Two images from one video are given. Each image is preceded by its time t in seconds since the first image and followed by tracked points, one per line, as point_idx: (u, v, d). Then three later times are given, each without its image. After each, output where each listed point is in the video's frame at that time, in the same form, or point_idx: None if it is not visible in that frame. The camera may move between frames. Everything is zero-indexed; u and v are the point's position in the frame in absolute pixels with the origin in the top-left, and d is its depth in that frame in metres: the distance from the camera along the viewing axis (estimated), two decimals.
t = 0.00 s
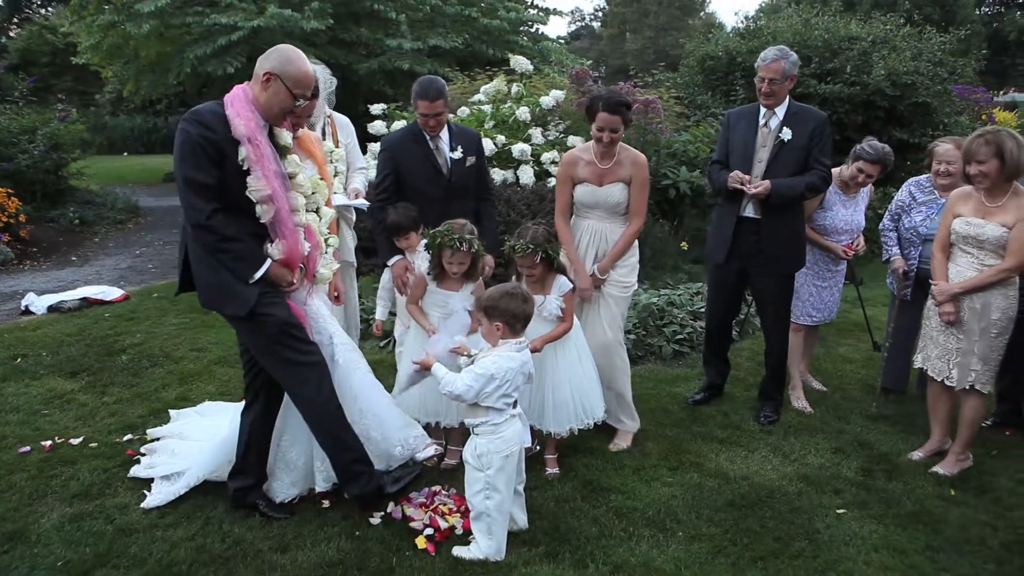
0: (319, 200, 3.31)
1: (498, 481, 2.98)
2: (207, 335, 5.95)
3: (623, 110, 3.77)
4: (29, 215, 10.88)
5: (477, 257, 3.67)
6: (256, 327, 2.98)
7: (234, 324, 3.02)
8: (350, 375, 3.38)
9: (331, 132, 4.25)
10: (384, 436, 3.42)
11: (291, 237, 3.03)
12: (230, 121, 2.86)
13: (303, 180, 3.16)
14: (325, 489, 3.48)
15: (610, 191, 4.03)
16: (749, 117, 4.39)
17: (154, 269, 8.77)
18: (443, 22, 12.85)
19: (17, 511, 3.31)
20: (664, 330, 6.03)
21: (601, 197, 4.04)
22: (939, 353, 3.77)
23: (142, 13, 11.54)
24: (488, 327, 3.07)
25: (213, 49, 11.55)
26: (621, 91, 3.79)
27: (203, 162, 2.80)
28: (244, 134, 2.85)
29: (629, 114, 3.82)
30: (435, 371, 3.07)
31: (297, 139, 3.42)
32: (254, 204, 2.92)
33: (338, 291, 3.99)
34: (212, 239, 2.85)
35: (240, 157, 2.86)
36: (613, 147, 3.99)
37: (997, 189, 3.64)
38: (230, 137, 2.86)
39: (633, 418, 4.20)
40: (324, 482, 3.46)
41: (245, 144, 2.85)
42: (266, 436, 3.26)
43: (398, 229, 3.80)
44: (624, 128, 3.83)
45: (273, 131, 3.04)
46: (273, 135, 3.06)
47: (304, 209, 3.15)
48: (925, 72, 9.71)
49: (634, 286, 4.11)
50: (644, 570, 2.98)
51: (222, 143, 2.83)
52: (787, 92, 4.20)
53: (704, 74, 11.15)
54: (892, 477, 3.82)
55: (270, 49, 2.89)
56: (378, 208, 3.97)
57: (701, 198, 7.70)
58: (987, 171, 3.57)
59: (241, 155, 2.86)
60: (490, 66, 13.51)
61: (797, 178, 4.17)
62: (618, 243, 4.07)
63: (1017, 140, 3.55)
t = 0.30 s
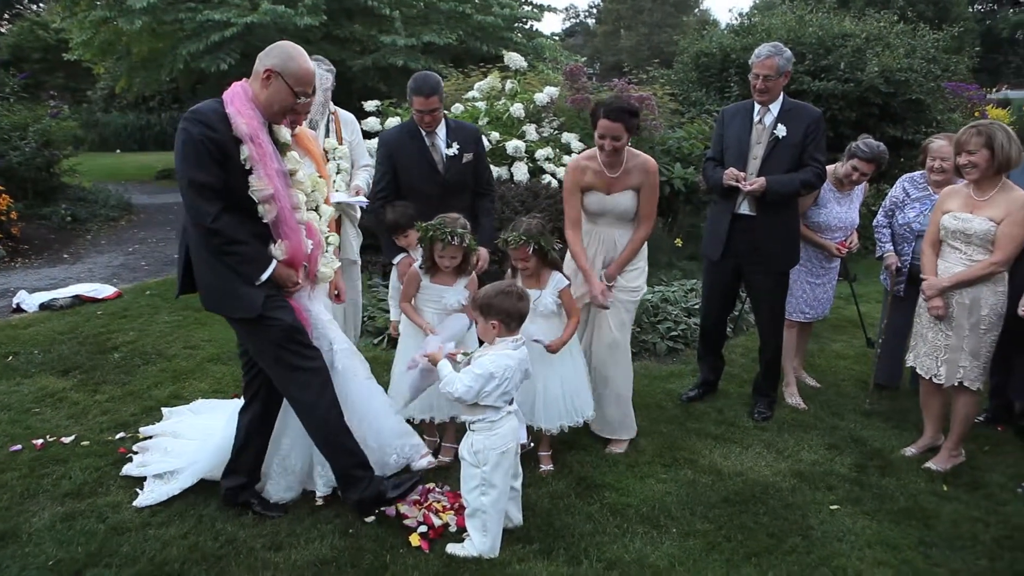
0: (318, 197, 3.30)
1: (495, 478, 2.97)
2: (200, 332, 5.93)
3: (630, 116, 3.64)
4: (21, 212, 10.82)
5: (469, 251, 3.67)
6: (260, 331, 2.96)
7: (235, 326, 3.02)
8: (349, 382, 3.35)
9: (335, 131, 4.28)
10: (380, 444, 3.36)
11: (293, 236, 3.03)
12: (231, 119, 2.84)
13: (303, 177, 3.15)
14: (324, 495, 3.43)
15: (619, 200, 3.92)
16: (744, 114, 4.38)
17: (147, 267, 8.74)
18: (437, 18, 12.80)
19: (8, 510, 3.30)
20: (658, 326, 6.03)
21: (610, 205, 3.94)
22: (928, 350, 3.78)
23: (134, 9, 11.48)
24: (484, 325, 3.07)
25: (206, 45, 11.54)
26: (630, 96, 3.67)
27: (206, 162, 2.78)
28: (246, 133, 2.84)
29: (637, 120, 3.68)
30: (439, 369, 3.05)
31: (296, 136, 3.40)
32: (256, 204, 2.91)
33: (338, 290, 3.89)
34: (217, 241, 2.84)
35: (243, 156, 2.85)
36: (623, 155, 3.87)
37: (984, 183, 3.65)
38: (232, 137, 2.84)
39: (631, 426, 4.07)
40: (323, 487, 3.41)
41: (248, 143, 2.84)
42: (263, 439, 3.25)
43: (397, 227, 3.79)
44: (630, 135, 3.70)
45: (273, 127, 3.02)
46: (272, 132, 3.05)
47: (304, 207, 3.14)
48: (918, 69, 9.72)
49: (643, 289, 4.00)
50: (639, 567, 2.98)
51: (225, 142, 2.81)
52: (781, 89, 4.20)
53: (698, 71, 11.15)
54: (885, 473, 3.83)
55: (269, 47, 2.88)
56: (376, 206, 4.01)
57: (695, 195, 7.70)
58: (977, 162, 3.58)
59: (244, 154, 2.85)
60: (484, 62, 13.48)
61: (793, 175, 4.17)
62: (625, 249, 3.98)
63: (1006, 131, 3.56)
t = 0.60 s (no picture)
0: (327, 199, 3.27)
1: (493, 476, 2.98)
2: (192, 330, 5.91)
3: (622, 146, 3.52)
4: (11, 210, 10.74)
5: (460, 250, 3.63)
6: (278, 345, 2.86)
7: (250, 342, 2.92)
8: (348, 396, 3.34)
9: (336, 129, 4.25)
10: (369, 461, 3.35)
11: (312, 241, 3.01)
12: (245, 127, 2.75)
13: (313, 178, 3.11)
14: (317, 501, 3.38)
15: (628, 224, 3.88)
16: (736, 111, 4.38)
17: (138, 264, 8.69)
18: (429, 15, 12.76)
19: None
20: (651, 323, 6.04)
21: (618, 229, 3.88)
22: (917, 346, 3.78)
23: (124, 5, 11.41)
24: (477, 325, 3.06)
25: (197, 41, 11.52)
26: (621, 125, 3.55)
27: (226, 175, 2.68)
28: (261, 140, 2.77)
29: (627, 149, 3.56)
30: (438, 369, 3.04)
31: (303, 136, 3.38)
32: (276, 212, 2.87)
33: (348, 292, 3.94)
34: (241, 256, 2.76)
35: (261, 164, 2.78)
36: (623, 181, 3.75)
37: (974, 178, 3.67)
38: (247, 146, 2.75)
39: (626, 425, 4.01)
40: (317, 493, 3.36)
41: (264, 150, 2.77)
42: (264, 441, 3.23)
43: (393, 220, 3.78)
44: (624, 163, 3.57)
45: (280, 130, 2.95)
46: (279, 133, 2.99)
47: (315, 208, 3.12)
48: (910, 65, 9.75)
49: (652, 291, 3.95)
50: (632, 563, 2.98)
51: (243, 153, 2.72)
52: (773, 85, 4.20)
53: (691, 68, 11.16)
54: (878, 468, 3.84)
55: (274, 46, 2.80)
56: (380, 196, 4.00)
57: (688, 191, 7.71)
58: (970, 160, 3.59)
59: (261, 162, 2.78)
60: (476, 58, 13.45)
61: (785, 171, 4.17)
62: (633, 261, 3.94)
63: (998, 128, 3.58)
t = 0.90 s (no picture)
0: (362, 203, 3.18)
1: (500, 471, 3.00)
2: (188, 327, 5.89)
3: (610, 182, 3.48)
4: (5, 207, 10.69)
5: (453, 244, 3.67)
6: (306, 353, 2.86)
7: (275, 346, 2.92)
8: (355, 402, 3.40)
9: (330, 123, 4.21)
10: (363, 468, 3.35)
11: (350, 255, 2.92)
12: (299, 138, 2.61)
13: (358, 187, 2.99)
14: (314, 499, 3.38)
15: (629, 247, 3.84)
16: (731, 107, 4.37)
17: (134, 261, 8.66)
18: (425, 10, 12.71)
19: None
20: (648, 320, 6.03)
21: (619, 254, 3.85)
22: (915, 344, 3.78)
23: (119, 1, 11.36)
24: (472, 318, 3.06)
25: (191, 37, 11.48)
26: (609, 161, 3.52)
27: (270, 186, 2.63)
28: (314, 154, 2.64)
29: (616, 185, 3.51)
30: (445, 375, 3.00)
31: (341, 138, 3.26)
32: (318, 226, 2.78)
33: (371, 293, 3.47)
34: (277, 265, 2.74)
35: (309, 178, 2.67)
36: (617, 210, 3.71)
37: (972, 174, 3.66)
38: (298, 158, 2.64)
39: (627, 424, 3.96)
40: (313, 492, 3.37)
41: (316, 164, 2.65)
42: (269, 436, 3.24)
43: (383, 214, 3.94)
44: (615, 199, 3.52)
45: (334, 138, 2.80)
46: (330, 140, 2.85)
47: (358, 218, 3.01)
48: (907, 61, 9.74)
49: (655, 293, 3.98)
50: (629, 560, 2.98)
51: (292, 165, 2.62)
52: (769, 81, 4.19)
53: (688, 63, 11.15)
54: (874, 464, 3.85)
55: (344, 54, 2.62)
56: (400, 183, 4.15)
57: (685, 187, 7.70)
58: (968, 154, 3.59)
59: (310, 176, 2.67)
60: (473, 54, 13.42)
61: (781, 167, 4.17)
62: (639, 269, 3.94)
63: (997, 123, 3.57)
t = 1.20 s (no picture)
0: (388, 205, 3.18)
1: (523, 460, 3.12)
2: (187, 326, 5.88)
3: (601, 182, 3.44)
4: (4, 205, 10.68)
5: (451, 233, 3.70)
6: (325, 354, 2.83)
7: (291, 344, 2.88)
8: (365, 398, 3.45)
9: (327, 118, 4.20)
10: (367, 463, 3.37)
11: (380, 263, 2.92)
12: (350, 146, 2.60)
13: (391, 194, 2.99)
14: (314, 495, 3.38)
15: (626, 245, 3.81)
16: (731, 103, 4.36)
17: (133, 259, 8.64)
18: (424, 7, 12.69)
19: None
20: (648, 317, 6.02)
21: (618, 251, 3.83)
22: (915, 339, 3.78)
23: None
24: (476, 316, 3.07)
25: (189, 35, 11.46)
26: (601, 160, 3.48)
27: (318, 192, 2.60)
28: (364, 165, 2.62)
29: (606, 184, 3.47)
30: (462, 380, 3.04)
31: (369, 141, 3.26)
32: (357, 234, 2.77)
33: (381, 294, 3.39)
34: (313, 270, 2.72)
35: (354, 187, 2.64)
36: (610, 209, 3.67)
37: (971, 169, 3.66)
38: (346, 167, 2.62)
39: (623, 420, 3.98)
40: (314, 488, 3.37)
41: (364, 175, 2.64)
42: (273, 431, 3.23)
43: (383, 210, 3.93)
44: (603, 198, 3.46)
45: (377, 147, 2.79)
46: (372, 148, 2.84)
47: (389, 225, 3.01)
48: (907, 57, 9.72)
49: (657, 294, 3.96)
50: (629, 558, 2.98)
51: (342, 173, 2.61)
52: (768, 77, 4.19)
53: (687, 60, 11.13)
54: (875, 461, 3.84)
55: (405, 69, 2.64)
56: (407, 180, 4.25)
57: (685, 184, 7.69)
58: (966, 147, 3.58)
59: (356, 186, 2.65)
60: (472, 52, 13.39)
61: (781, 163, 4.16)
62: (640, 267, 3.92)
63: (998, 118, 3.55)
